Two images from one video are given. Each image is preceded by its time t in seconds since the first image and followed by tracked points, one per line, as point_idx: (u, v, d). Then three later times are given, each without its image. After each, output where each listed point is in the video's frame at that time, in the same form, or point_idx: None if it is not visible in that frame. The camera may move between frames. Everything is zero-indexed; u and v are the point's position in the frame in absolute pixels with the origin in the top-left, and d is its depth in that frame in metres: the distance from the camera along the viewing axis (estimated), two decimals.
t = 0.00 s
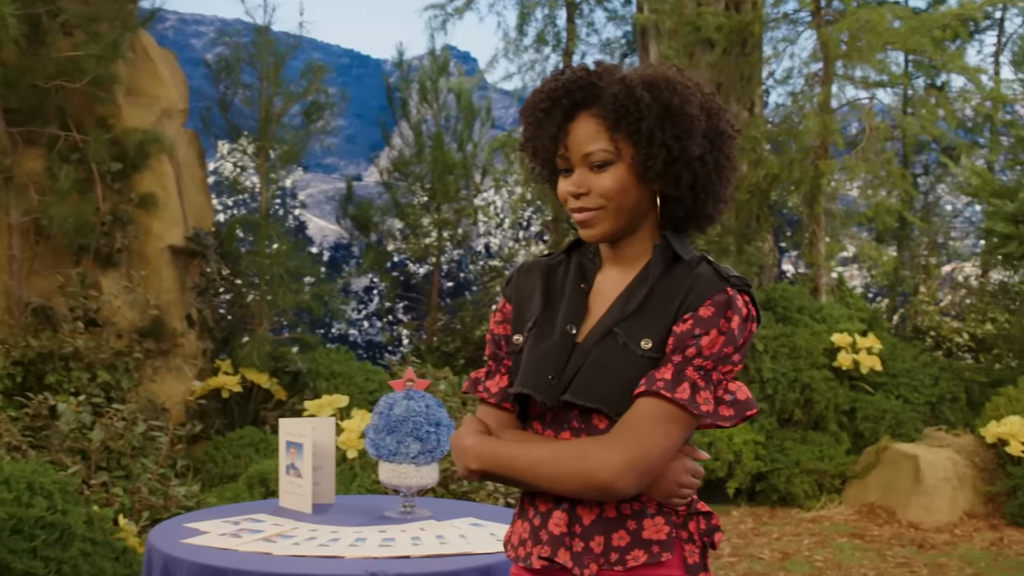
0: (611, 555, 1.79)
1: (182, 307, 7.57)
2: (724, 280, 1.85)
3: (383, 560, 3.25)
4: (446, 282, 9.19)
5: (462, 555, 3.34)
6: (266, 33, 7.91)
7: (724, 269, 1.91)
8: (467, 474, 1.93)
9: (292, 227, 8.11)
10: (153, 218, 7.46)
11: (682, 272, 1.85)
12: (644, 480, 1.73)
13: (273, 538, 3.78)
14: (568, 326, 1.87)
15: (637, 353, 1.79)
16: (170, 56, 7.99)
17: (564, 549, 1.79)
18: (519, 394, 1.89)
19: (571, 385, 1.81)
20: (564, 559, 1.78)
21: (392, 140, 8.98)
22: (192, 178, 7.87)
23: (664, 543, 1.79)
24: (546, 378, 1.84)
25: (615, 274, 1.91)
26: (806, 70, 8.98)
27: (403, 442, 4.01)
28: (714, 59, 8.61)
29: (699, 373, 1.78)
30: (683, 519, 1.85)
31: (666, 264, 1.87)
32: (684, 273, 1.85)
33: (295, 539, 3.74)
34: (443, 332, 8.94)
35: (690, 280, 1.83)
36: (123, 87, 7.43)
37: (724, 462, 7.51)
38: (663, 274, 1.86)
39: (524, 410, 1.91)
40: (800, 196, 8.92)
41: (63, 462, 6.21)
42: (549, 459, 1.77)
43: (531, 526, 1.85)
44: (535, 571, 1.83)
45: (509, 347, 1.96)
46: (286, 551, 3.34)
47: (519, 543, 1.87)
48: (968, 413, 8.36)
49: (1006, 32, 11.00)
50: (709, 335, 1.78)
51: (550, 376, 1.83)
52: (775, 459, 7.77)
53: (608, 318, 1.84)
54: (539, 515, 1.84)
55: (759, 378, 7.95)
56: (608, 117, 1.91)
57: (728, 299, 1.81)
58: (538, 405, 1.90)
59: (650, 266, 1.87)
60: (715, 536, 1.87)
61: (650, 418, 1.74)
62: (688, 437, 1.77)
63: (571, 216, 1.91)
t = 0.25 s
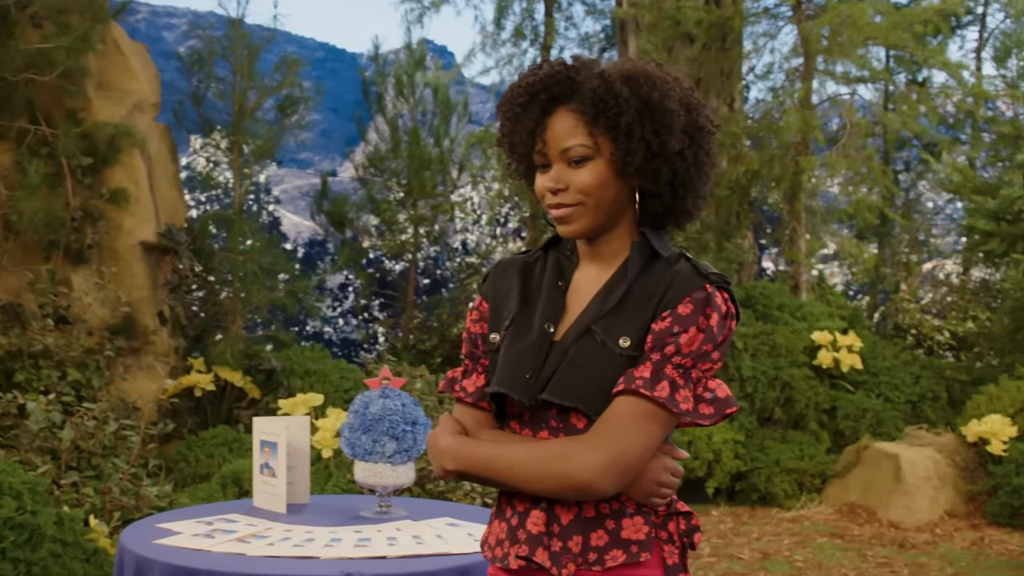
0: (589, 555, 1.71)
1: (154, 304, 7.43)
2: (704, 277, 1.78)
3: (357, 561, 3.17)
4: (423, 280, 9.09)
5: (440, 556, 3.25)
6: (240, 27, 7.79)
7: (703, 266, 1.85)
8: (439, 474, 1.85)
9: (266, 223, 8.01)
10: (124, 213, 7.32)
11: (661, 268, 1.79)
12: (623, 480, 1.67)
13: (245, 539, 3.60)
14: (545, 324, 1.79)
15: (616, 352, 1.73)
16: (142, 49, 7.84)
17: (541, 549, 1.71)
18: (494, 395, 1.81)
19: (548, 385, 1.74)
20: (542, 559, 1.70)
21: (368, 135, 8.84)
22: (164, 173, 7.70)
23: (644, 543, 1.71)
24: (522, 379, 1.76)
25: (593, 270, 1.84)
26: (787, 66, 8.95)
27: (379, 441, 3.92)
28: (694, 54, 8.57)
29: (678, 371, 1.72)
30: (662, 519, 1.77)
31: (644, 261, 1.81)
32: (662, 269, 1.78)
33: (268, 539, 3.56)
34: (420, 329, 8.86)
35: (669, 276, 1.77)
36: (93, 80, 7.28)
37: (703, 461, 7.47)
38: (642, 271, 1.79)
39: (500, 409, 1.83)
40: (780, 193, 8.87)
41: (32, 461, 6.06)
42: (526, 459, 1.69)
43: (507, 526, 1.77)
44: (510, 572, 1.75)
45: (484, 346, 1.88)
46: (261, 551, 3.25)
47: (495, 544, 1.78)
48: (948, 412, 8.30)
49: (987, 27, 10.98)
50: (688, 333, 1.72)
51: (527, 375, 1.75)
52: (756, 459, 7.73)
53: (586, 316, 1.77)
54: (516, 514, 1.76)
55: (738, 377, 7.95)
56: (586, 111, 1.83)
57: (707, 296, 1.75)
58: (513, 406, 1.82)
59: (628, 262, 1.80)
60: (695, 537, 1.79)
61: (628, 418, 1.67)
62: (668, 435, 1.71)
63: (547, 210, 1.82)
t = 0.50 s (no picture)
0: (573, 555, 1.66)
1: (129, 302, 7.31)
2: (687, 272, 1.73)
3: (337, 561, 3.09)
4: (402, 276, 9.00)
5: (421, 556, 3.17)
6: (215, 20, 7.70)
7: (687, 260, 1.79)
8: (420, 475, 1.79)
9: (243, 219, 7.89)
10: (98, 210, 7.18)
11: (643, 263, 1.73)
12: (606, 479, 1.61)
13: (223, 539, 3.44)
14: (526, 321, 1.73)
15: (598, 348, 1.67)
16: (116, 42, 7.71)
17: (525, 548, 1.65)
18: (476, 394, 1.76)
19: (529, 383, 1.68)
20: (525, 559, 1.64)
21: (346, 130, 8.77)
22: (139, 169, 7.56)
23: (627, 542, 1.67)
24: (503, 377, 1.70)
25: (574, 267, 1.78)
26: (770, 59, 8.90)
27: (358, 440, 3.81)
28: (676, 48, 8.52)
29: (662, 367, 1.66)
30: (646, 517, 1.71)
31: (627, 255, 1.75)
32: (645, 263, 1.72)
33: (246, 540, 3.41)
34: (400, 327, 8.75)
35: (652, 271, 1.71)
36: (66, 74, 7.14)
37: (686, 459, 7.43)
38: (624, 266, 1.73)
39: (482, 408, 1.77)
40: (764, 187, 8.82)
41: (5, 462, 5.93)
42: (506, 457, 1.64)
43: (488, 525, 1.71)
44: (493, 573, 1.70)
45: (465, 344, 1.82)
46: (239, 553, 3.15)
47: (476, 543, 1.72)
48: (933, 408, 8.29)
49: (972, 20, 10.94)
50: (671, 328, 1.66)
51: (509, 372, 1.69)
52: (739, 457, 7.67)
53: (567, 313, 1.71)
54: (497, 513, 1.71)
55: (721, 374, 7.91)
56: (565, 105, 1.77)
57: (691, 291, 1.70)
58: (494, 405, 1.76)
59: (611, 256, 1.74)
60: (678, 536, 1.75)
61: (612, 415, 1.62)
62: (652, 431, 1.65)
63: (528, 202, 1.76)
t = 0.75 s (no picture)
0: (565, 561, 1.65)
1: (116, 303, 7.22)
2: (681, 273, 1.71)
3: (329, 566, 3.03)
4: (393, 278, 8.93)
5: (413, 561, 3.09)
6: (203, 17, 7.61)
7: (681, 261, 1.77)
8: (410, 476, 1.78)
9: (231, 220, 7.79)
10: (84, 210, 7.07)
11: (637, 265, 1.71)
12: (597, 481, 1.60)
13: (211, 544, 3.31)
14: (518, 322, 1.71)
15: (591, 350, 1.65)
16: (102, 39, 7.60)
17: (515, 555, 1.65)
18: (468, 396, 1.73)
19: (521, 384, 1.65)
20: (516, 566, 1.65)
21: (336, 129, 8.68)
22: (126, 168, 7.46)
23: (620, 547, 1.65)
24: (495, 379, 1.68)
25: (567, 267, 1.75)
26: (765, 58, 8.85)
27: (349, 444, 3.72)
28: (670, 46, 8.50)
29: (654, 369, 1.64)
30: (639, 522, 1.70)
31: (620, 257, 1.73)
32: (639, 264, 1.70)
33: (235, 545, 3.28)
34: (390, 329, 8.72)
35: (645, 273, 1.69)
36: (52, 72, 7.02)
37: (680, 463, 7.37)
38: (617, 267, 1.71)
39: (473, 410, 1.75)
40: (759, 188, 8.76)
41: None
42: (497, 459, 1.62)
43: (482, 530, 1.72)
44: None
45: (458, 345, 1.80)
46: (228, 558, 3.05)
47: (469, 548, 1.73)
48: (930, 412, 8.24)
49: (969, 19, 10.88)
50: (665, 330, 1.64)
51: (500, 374, 1.67)
52: (734, 461, 7.62)
53: (559, 314, 1.68)
54: (490, 518, 1.71)
55: (716, 377, 7.85)
56: (558, 103, 1.73)
57: (685, 293, 1.68)
58: (486, 407, 1.74)
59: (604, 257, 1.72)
60: (673, 540, 1.73)
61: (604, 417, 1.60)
62: (644, 434, 1.64)
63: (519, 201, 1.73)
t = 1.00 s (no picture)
0: (562, 564, 1.60)
1: (106, 302, 7.12)
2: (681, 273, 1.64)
3: (320, 569, 2.94)
4: (387, 276, 8.85)
5: (407, 564, 3.02)
6: (195, 12, 7.52)
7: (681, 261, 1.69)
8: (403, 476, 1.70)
9: (223, 218, 7.70)
10: (74, 207, 6.97)
11: (637, 264, 1.63)
12: (593, 483, 1.53)
13: (203, 547, 3.22)
14: (515, 321, 1.63)
15: (589, 350, 1.58)
16: (92, 34, 7.49)
17: (512, 557, 1.59)
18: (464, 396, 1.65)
19: (518, 385, 1.58)
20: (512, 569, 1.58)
21: (329, 126, 8.59)
22: (116, 165, 7.36)
23: (618, 550, 1.61)
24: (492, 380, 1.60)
25: (565, 267, 1.68)
26: (764, 54, 8.79)
27: (342, 445, 3.64)
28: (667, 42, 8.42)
29: (654, 370, 1.57)
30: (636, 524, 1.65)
31: (620, 255, 1.65)
32: (638, 264, 1.63)
33: (227, 547, 3.19)
34: (384, 328, 8.62)
35: (645, 273, 1.62)
36: (41, 67, 6.92)
37: (678, 465, 7.31)
38: (617, 266, 1.63)
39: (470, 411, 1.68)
40: (758, 186, 8.70)
41: None
42: (493, 459, 1.55)
43: (476, 531, 1.65)
44: None
45: (453, 344, 1.72)
46: (220, 560, 2.98)
47: (464, 551, 1.67)
48: (931, 413, 8.21)
49: (970, 15, 10.82)
50: (665, 330, 1.57)
51: (497, 374, 1.60)
52: (732, 462, 7.55)
53: (557, 314, 1.61)
54: (485, 520, 1.64)
55: (714, 377, 7.78)
56: (557, 100, 1.65)
57: (686, 293, 1.60)
58: (482, 408, 1.67)
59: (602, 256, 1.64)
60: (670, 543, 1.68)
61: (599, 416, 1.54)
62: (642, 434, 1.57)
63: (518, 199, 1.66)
